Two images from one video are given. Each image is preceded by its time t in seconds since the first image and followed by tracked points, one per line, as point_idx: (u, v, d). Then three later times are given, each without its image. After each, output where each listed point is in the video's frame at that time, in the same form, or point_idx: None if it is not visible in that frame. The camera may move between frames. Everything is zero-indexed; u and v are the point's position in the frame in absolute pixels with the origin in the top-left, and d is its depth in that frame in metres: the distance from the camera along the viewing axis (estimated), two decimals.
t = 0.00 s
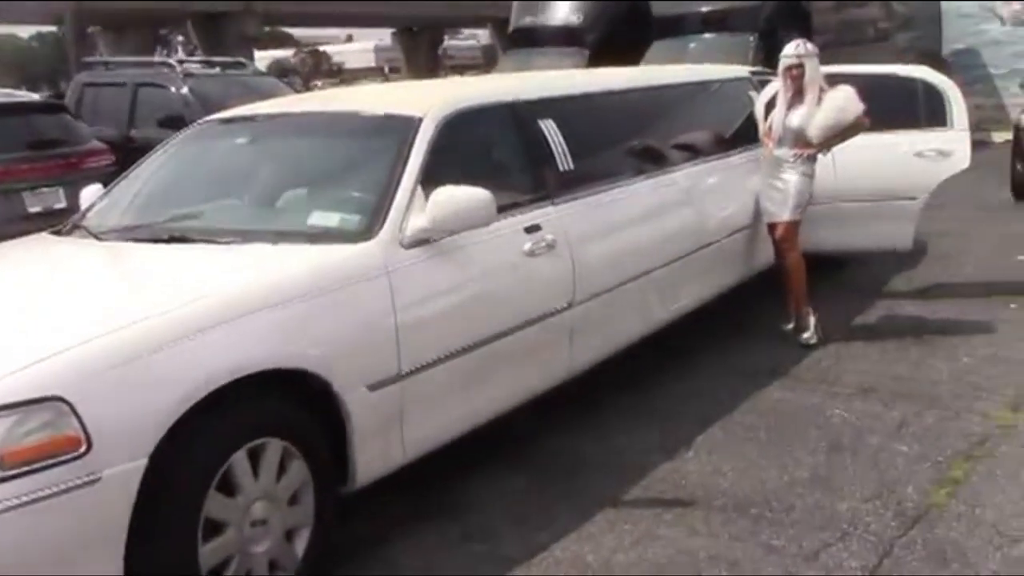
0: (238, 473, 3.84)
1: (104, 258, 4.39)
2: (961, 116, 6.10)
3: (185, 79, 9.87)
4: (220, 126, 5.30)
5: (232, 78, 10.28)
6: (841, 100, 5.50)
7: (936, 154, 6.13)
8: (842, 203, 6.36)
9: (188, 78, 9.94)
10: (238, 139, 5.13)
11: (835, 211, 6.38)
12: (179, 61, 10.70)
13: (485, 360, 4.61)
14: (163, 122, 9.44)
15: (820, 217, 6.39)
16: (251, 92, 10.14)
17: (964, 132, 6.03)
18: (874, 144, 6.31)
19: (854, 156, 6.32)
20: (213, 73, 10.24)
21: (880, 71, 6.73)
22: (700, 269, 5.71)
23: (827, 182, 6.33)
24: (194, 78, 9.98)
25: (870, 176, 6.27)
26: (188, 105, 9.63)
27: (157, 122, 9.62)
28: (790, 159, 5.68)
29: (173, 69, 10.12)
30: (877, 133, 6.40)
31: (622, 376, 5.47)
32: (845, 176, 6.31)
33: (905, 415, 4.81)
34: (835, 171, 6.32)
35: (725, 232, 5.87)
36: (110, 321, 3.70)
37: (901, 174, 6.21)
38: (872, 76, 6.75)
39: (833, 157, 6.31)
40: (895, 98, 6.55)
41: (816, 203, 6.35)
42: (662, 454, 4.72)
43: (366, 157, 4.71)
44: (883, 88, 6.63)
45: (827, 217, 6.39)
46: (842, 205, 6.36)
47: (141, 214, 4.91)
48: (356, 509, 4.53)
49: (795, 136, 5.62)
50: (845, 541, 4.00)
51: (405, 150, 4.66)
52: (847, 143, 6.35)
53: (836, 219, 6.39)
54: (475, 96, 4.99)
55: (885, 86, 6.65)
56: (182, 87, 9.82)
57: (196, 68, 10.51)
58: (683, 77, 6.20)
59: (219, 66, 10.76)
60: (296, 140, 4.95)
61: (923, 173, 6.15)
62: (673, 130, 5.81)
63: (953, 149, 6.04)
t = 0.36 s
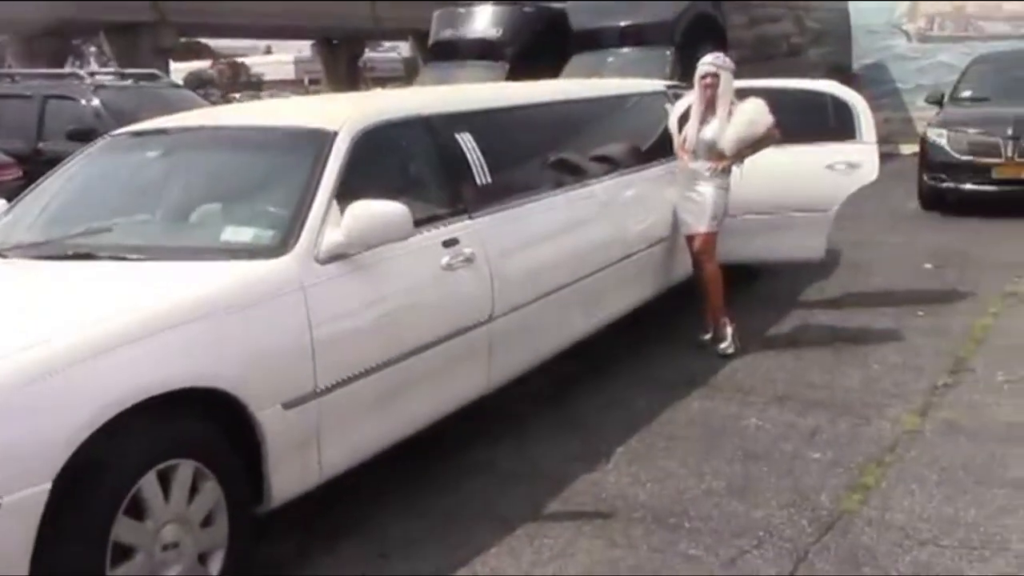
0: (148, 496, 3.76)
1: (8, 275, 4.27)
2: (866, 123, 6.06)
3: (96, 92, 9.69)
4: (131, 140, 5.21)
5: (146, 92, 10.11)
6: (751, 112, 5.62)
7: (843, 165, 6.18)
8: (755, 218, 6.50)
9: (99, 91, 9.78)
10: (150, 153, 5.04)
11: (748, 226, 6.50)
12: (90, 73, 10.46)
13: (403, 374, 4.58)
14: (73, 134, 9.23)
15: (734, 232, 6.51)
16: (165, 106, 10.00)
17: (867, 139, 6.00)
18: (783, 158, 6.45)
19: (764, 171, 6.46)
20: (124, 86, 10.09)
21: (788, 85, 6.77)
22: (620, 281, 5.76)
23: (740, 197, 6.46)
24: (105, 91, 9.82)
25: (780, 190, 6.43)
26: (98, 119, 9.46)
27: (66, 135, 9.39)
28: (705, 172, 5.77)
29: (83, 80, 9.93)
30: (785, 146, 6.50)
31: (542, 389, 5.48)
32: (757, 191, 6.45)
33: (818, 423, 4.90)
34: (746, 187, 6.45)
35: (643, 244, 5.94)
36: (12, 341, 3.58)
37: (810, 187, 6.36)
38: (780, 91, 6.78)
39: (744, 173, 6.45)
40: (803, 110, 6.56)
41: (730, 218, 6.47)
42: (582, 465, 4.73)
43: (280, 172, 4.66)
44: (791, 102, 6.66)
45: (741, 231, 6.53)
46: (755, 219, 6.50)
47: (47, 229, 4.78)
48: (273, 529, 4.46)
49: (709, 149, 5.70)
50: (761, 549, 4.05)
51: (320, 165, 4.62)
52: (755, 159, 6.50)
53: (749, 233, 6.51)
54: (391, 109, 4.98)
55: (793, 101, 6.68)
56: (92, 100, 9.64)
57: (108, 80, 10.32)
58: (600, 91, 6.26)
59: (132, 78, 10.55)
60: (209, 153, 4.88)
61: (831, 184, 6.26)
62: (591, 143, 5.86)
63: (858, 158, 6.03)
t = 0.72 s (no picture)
0: (76, 518, 3.69)
1: None
2: (803, 141, 6.44)
3: (27, 101, 9.44)
4: (63, 151, 5.12)
5: (80, 103, 9.90)
6: (691, 124, 5.69)
7: (780, 178, 6.38)
8: (694, 228, 6.52)
9: (31, 100, 9.54)
10: (82, 165, 4.95)
11: (686, 236, 6.52)
12: (22, 82, 10.24)
13: (340, 390, 4.54)
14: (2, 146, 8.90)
15: (674, 242, 6.53)
16: (98, 117, 9.80)
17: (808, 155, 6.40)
18: (721, 168, 6.45)
19: (702, 180, 6.47)
20: (58, 96, 9.88)
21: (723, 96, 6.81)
22: (560, 293, 5.78)
23: (679, 208, 6.47)
24: (37, 100, 9.58)
25: (718, 200, 6.45)
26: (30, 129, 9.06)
27: None
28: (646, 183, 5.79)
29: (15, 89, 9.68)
30: (722, 157, 6.54)
31: (483, 402, 5.47)
32: (695, 201, 6.45)
33: (756, 433, 4.92)
34: (686, 197, 6.46)
35: (583, 256, 5.97)
36: None
37: (747, 199, 6.44)
38: (716, 101, 6.80)
39: (683, 183, 6.45)
40: (741, 122, 6.63)
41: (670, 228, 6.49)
42: (522, 478, 4.71)
43: (215, 185, 4.60)
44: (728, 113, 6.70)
45: (680, 241, 6.55)
46: (694, 229, 6.52)
47: None
48: (206, 550, 4.37)
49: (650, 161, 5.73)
50: (701, 560, 4.01)
51: (256, 178, 4.57)
52: (694, 169, 6.49)
53: (689, 243, 6.54)
54: (327, 121, 4.94)
55: (729, 111, 6.71)
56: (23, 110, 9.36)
57: (42, 90, 10.09)
58: (539, 104, 6.29)
59: (66, 89, 10.36)
60: (143, 166, 4.80)
61: (768, 197, 6.41)
62: (530, 156, 5.88)
63: (798, 174, 6.35)
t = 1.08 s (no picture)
0: (28, 538, 3.65)
1: None
2: (759, 151, 6.59)
3: None
4: (18, 165, 5.08)
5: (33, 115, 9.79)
6: (652, 137, 5.72)
7: (740, 188, 6.48)
8: (655, 238, 6.51)
9: None
10: (36, 179, 4.92)
11: (647, 247, 6.51)
12: None
13: (298, 405, 4.52)
14: None
15: (635, 253, 6.51)
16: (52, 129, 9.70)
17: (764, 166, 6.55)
18: (683, 179, 6.48)
19: (664, 190, 6.45)
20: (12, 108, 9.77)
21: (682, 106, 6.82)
22: (520, 305, 5.79)
23: (640, 217, 6.44)
24: None
25: (679, 211, 6.46)
26: None
27: None
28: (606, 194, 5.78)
29: None
30: (682, 167, 6.55)
31: (443, 415, 5.45)
32: (656, 212, 6.44)
33: (716, 443, 4.92)
34: (647, 207, 6.44)
35: (543, 267, 5.98)
36: None
37: (708, 210, 6.47)
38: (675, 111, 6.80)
39: (644, 192, 6.42)
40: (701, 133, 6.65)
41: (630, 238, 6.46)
42: (483, 491, 4.68)
43: (170, 199, 4.56)
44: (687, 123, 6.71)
45: (640, 251, 6.53)
46: (655, 240, 6.51)
47: None
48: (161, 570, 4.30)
49: (611, 172, 5.74)
50: (661, 570, 3.95)
51: (211, 192, 4.53)
52: (653, 182, 6.45)
53: (649, 253, 6.53)
54: (284, 135, 4.91)
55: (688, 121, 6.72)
56: None
57: None
58: (499, 117, 6.30)
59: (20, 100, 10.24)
60: (97, 180, 4.77)
61: (729, 208, 6.47)
62: (490, 169, 5.89)
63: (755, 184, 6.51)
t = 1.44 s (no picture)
0: None
1: None
2: (719, 164, 6.64)
3: None
4: None
5: None
6: (615, 148, 5.73)
7: (700, 201, 6.51)
8: (617, 249, 6.54)
9: None
10: None
11: (610, 257, 6.54)
12: None
13: (256, 417, 4.48)
14: None
15: (596, 263, 6.54)
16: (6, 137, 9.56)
17: (725, 180, 6.58)
18: (645, 190, 6.51)
19: (626, 200, 6.48)
20: None
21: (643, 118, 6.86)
22: (481, 315, 5.79)
23: (602, 228, 6.47)
24: None
25: (641, 221, 6.49)
26: None
27: None
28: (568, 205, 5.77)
29: None
30: (644, 179, 6.58)
31: (403, 424, 5.43)
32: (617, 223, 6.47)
33: (676, 453, 4.94)
34: (609, 217, 6.47)
35: (504, 278, 5.99)
36: None
37: (669, 220, 6.50)
38: (637, 124, 6.84)
39: (606, 203, 6.45)
40: (663, 145, 6.69)
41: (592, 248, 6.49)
42: (443, 502, 4.66)
43: (126, 209, 4.52)
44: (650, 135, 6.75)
45: (602, 261, 6.57)
46: (618, 250, 6.54)
47: None
48: None
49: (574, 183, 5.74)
50: None
51: (168, 201, 4.49)
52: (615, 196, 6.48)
53: (611, 263, 6.56)
54: (242, 144, 4.88)
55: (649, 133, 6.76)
56: None
57: None
58: (460, 127, 6.30)
59: None
60: (54, 189, 4.73)
61: (690, 219, 6.50)
62: (452, 179, 5.89)
63: (715, 197, 6.53)
